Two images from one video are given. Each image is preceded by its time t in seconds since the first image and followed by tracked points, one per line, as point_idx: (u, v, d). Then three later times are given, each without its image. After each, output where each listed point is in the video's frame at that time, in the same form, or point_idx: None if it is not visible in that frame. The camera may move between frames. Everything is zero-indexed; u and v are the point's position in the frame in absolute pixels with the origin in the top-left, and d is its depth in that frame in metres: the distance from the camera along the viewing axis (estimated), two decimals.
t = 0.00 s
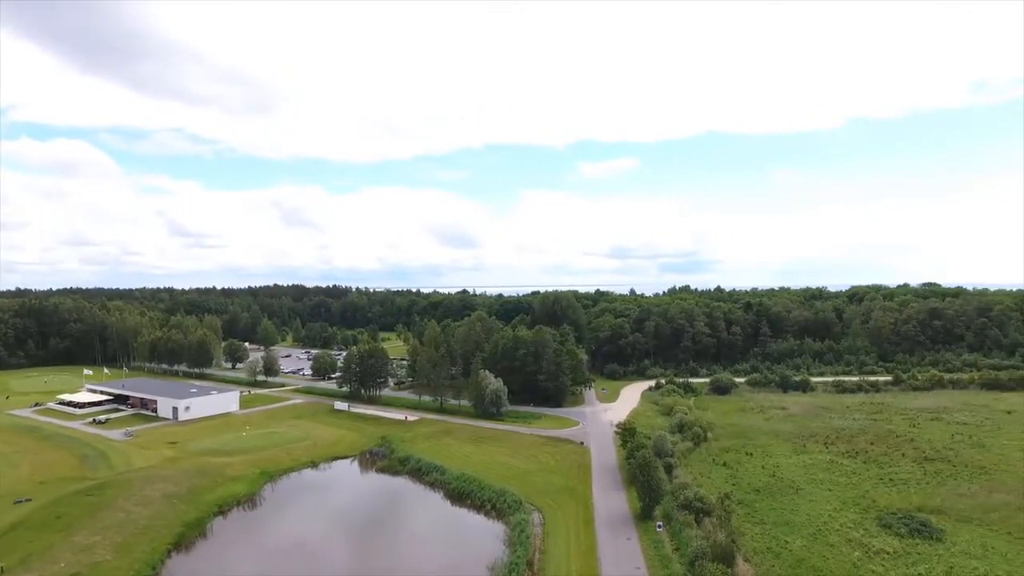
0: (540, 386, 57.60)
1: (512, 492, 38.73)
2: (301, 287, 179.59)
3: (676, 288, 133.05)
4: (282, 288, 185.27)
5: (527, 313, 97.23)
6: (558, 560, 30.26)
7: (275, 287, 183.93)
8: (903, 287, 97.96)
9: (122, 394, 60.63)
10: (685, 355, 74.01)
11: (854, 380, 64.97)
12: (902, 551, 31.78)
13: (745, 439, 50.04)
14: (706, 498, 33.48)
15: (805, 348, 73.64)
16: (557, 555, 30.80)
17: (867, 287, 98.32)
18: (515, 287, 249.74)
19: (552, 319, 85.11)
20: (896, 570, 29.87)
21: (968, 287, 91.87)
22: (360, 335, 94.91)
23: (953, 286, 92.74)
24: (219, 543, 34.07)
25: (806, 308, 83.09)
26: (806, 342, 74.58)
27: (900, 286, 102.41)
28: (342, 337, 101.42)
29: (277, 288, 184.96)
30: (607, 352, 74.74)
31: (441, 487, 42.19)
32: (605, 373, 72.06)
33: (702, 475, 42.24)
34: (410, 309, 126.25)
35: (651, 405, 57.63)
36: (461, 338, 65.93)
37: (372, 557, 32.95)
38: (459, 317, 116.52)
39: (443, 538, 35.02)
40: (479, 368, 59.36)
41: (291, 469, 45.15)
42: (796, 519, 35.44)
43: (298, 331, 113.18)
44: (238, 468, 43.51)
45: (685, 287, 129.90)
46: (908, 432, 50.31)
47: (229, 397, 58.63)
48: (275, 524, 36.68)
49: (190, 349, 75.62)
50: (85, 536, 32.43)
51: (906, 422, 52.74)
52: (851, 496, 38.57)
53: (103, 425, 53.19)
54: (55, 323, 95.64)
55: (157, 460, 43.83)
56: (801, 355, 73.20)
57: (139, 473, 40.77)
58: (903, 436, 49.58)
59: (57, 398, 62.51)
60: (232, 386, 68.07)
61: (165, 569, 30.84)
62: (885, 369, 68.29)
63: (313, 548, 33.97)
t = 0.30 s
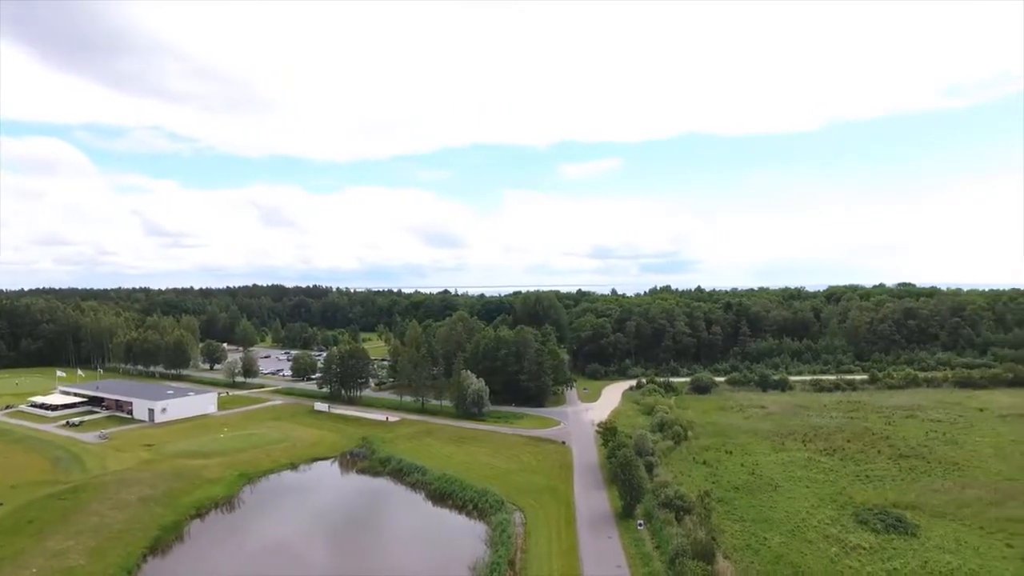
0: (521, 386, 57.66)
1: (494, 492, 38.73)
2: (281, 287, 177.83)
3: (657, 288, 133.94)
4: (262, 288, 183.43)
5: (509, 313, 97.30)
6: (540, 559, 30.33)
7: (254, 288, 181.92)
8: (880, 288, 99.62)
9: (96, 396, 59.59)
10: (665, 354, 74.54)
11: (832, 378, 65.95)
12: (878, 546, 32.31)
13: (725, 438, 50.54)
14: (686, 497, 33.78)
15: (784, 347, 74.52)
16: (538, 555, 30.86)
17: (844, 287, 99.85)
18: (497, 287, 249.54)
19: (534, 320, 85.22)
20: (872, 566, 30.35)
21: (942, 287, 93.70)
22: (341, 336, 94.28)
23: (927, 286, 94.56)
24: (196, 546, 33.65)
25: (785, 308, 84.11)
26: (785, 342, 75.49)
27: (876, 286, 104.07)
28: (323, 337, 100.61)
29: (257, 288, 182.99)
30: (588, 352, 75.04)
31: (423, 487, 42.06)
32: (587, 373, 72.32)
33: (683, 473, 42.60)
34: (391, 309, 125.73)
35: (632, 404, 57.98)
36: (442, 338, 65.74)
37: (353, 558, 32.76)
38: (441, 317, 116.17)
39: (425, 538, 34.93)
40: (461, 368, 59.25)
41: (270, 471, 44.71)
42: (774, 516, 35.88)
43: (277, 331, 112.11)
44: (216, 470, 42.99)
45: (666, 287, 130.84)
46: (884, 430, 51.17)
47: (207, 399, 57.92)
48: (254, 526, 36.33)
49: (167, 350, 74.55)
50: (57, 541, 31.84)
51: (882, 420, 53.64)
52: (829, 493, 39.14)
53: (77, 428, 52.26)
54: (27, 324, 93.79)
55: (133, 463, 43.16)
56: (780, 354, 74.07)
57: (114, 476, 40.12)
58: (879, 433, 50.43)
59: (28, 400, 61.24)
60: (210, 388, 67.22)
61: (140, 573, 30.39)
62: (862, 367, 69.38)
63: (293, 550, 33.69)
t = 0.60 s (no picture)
0: (502, 386, 57.70)
1: (474, 492, 38.70)
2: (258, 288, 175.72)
3: (636, 288, 134.69)
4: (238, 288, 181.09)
5: (489, 313, 97.17)
6: (520, 559, 30.38)
7: (228, 287, 179.53)
8: (854, 288, 101.40)
9: (68, 399, 58.39)
10: (645, 354, 75.08)
11: (808, 377, 66.95)
12: (853, 542, 32.88)
13: (703, 436, 51.04)
14: (665, 495, 34.06)
15: (761, 346, 75.46)
16: (518, 555, 30.91)
17: (819, 287, 101.29)
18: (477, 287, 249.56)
19: (515, 320, 85.32)
20: (848, 561, 30.87)
21: (914, 287, 95.68)
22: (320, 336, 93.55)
23: (899, 286, 96.41)
24: (172, 550, 33.15)
25: (762, 307, 85.19)
26: (761, 341, 76.44)
27: (851, 286, 105.91)
28: (300, 338, 99.72)
29: (233, 288, 180.65)
30: (568, 352, 75.29)
31: (402, 488, 41.87)
32: (566, 373, 72.59)
33: (662, 472, 42.94)
34: (370, 309, 125.07)
35: (612, 403, 58.33)
36: (422, 339, 65.51)
37: (332, 560, 32.55)
38: (421, 318, 115.76)
39: (404, 539, 34.82)
40: (441, 368, 59.09)
41: (247, 473, 44.21)
42: (752, 513, 36.32)
43: (254, 332, 110.79)
44: (191, 473, 42.39)
45: (645, 288, 131.71)
46: (858, 428, 52.07)
47: (182, 401, 57.07)
48: (231, 529, 35.89)
49: (141, 351, 73.30)
50: (27, 546, 31.15)
51: (856, 418, 54.59)
52: (805, 490, 39.72)
53: (47, 431, 51.17)
54: None
55: (106, 466, 42.39)
56: (757, 353, 74.97)
57: (87, 480, 39.39)
58: (854, 431, 51.29)
59: None
60: (185, 389, 66.24)
61: None
62: (837, 366, 70.52)
63: (271, 553, 33.35)
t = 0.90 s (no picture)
0: (479, 386, 57.67)
1: (452, 493, 38.64)
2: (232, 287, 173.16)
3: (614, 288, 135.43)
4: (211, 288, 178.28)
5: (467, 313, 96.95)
6: (498, 559, 30.42)
7: (201, 287, 176.73)
8: (827, 287, 103.18)
9: (34, 402, 56.98)
10: (622, 353, 75.60)
11: (782, 376, 68.01)
12: (825, 537, 33.50)
13: (680, 435, 51.55)
14: (642, 493, 34.35)
15: (736, 345, 76.42)
16: (496, 555, 30.94)
17: (793, 287, 102.84)
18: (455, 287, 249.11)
19: (493, 320, 85.32)
20: (820, 556, 31.42)
21: (884, 287, 97.69)
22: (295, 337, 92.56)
23: (871, 286, 98.31)
24: (143, 555, 32.56)
25: (737, 307, 86.27)
26: (737, 340, 77.40)
27: (824, 286, 107.76)
28: (276, 338, 98.58)
29: (206, 288, 177.76)
30: (546, 352, 75.51)
31: (379, 489, 41.62)
32: (544, 373, 72.80)
33: (639, 470, 43.28)
34: (347, 309, 124.14)
35: (589, 403, 58.63)
36: (400, 339, 65.19)
37: (308, 563, 32.27)
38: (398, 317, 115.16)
39: (382, 541, 34.65)
40: (418, 368, 58.86)
41: (220, 476, 43.59)
42: (727, 510, 36.78)
43: (228, 332, 109.19)
44: (163, 476, 41.67)
45: (622, 288, 132.61)
46: (830, 425, 53.03)
47: (154, 403, 56.06)
48: (204, 533, 35.36)
49: (110, 352, 71.84)
50: None
51: (829, 415, 55.60)
52: (779, 487, 40.35)
53: (12, 434, 49.89)
54: None
55: (74, 470, 41.47)
56: (732, 352, 75.92)
57: (54, 485, 38.50)
58: (826, 428, 52.21)
59: None
60: (157, 391, 65.07)
61: None
62: (810, 365, 71.72)
63: (246, 557, 32.95)
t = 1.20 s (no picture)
0: (455, 386, 57.57)
1: (427, 494, 38.50)
2: (203, 287, 170.24)
3: (589, 288, 136.13)
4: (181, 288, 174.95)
5: (442, 314, 96.62)
6: (474, 559, 30.39)
7: (171, 287, 173.38)
8: (798, 288, 105.07)
9: None
10: (598, 353, 76.08)
11: (754, 374, 69.06)
12: (797, 533, 34.11)
13: (655, 434, 52.04)
14: (617, 492, 34.61)
15: (710, 345, 77.36)
16: (472, 555, 30.88)
17: (766, 287, 104.42)
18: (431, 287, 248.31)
19: (469, 320, 85.27)
20: (792, 551, 31.97)
21: (854, 287, 99.82)
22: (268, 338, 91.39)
23: (840, 286, 100.34)
24: (111, 561, 31.86)
25: (711, 307, 87.41)
26: (711, 340, 78.37)
27: (795, 286, 109.66)
28: (248, 339, 97.21)
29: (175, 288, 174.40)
30: (522, 352, 75.64)
31: (354, 491, 41.30)
32: (520, 373, 72.92)
33: (614, 469, 43.60)
34: (321, 310, 122.97)
35: (565, 403, 58.88)
36: (375, 339, 64.79)
37: (282, 566, 31.89)
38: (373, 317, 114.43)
39: (357, 543, 34.40)
40: (393, 369, 58.54)
41: (190, 479, 42.83)
42: (701, 508, 37.25)
43: (198, 333, 107.33)
44: (131, 480, 40.80)
45: (598, 288, 133.44)
46: (801, 422, 54.01)
47: (121, 406, 54.86)
48: (175, 538, 34.71)
49: (76, 354, 70.14)
50: None
51: (800, 413, 56.63)
52: (752, 484, 40.97)
53: None
54: None
55: (37, 476, 40.37)
56: (706, 351, 76.85)
57: (16, 490, 37.45)
58: (797, 425, 53.16)
59: None
60: (124, 394, 63.68)
61: None
62: (782, 363, 72.97)
63: (217, 561, 32.46)
